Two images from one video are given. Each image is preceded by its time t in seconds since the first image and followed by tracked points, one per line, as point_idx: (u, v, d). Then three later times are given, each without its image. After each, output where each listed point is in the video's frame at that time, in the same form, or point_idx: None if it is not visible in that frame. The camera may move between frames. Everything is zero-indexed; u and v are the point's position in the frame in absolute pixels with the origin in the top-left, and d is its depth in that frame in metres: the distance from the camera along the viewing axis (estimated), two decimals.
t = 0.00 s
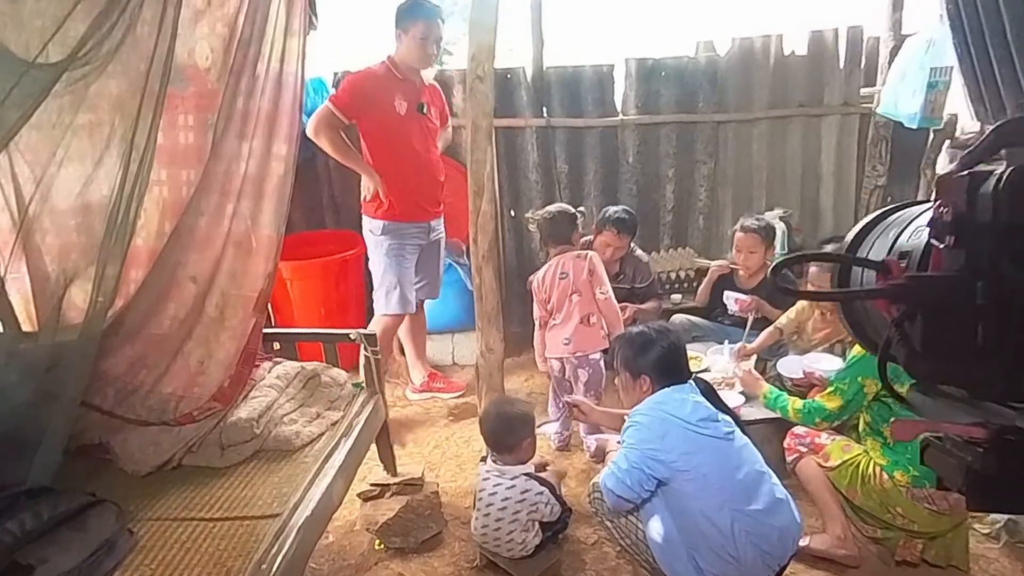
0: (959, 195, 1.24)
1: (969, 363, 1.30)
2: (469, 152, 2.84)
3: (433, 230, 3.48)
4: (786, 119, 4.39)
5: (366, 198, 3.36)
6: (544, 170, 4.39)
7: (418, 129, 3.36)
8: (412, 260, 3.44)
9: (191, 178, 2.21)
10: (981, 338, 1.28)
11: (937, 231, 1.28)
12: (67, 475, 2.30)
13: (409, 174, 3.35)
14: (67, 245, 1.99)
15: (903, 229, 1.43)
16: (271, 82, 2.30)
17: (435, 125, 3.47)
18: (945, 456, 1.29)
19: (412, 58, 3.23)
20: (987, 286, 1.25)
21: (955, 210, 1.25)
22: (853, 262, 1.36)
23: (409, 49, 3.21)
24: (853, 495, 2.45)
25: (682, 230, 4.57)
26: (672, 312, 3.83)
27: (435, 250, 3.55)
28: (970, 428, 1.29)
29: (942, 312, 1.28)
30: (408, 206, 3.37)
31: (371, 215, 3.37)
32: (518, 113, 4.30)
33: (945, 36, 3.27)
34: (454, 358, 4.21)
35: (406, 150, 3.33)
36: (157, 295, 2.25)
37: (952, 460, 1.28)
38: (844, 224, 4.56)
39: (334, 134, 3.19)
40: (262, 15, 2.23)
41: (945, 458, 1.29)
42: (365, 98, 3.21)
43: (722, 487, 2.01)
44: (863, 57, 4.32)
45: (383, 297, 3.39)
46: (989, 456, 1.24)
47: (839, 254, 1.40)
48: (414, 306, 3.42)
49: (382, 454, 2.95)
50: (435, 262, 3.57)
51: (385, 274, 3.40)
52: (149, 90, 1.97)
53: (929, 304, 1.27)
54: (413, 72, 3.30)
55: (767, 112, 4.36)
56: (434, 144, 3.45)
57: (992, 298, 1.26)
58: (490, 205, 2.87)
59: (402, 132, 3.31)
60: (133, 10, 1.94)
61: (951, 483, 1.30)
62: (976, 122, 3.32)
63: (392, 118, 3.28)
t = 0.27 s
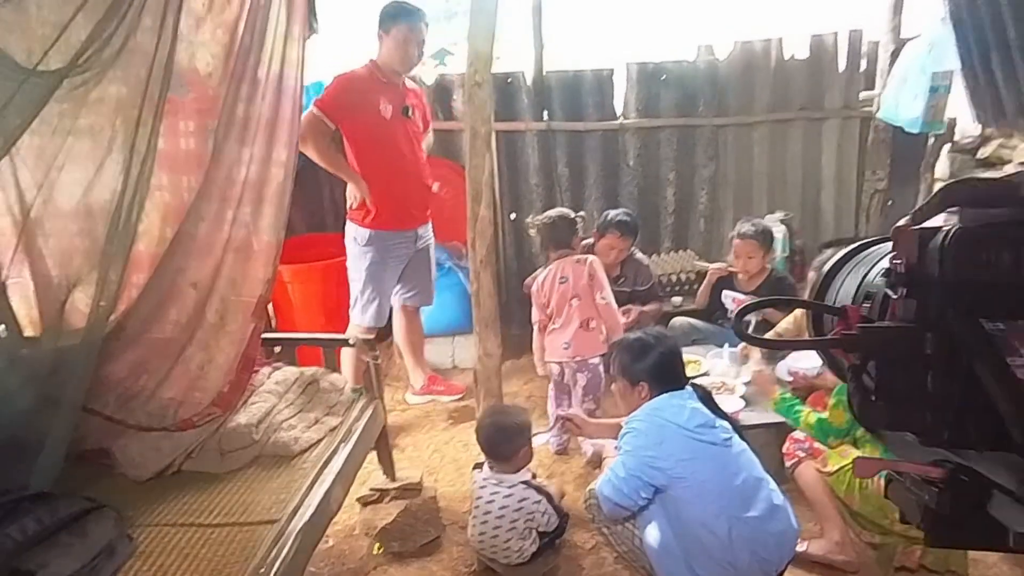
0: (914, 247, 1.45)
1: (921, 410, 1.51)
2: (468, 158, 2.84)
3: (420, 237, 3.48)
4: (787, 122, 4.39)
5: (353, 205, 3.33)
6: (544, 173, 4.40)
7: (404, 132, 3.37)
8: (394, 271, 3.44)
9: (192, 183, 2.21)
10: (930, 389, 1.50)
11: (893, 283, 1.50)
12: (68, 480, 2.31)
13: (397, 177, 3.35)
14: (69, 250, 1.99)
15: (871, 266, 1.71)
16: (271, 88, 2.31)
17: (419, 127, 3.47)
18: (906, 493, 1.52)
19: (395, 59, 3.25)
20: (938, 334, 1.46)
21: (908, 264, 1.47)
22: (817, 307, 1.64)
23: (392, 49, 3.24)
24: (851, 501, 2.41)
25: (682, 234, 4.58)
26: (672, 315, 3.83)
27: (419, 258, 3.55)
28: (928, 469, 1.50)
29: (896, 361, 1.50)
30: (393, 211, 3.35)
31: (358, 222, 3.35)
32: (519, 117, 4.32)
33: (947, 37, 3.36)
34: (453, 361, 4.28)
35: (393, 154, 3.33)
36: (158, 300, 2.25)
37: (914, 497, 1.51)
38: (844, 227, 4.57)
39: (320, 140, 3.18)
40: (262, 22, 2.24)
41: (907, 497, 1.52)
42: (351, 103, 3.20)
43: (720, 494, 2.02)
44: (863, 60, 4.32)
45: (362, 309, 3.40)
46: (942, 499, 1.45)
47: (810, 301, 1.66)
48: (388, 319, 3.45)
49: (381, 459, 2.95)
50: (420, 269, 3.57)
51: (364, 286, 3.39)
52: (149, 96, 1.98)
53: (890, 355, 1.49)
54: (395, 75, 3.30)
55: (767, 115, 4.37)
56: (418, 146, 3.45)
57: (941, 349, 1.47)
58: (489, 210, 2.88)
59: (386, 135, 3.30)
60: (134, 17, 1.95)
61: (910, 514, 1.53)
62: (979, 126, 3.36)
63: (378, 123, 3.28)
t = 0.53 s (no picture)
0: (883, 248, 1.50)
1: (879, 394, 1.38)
2: (469, 158, 2.83)
3: (409, 238, 3.46)
4: (790, 122, 4.38)
5: (341, 208, 3.31)
6: (547, 173, 4.39)
7: (386, 132, 3.34)
8: (383, 273, 3.44)
9: (193, 182, 2.21)
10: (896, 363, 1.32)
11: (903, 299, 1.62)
12: (68, 481, 2.31)
13: (383, 178, 3.33)
14: (70, 248, 1.99)
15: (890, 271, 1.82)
16: (272, 88, 2.30)
17: (402, 125, 3.44)
18: (912, 503, 1.14)
19: (374, 59, 3.18)
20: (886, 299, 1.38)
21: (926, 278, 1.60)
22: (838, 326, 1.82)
23: (371, 50, 3.18)
24: (856, 502, 2.41)
25: (685, 234, 4.57)
26: (674, 315, 3.83)
27: (411, 260, 3.50)
28: (934, 475, 1.12)
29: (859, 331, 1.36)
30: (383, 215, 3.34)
31: (346, 225, 3.33)
32: (521, 116, 4.30)
33: (953, 35, 3.32)
34: (456, 361, 4.28)
35: (378, 155, 3.31)
36: (159, 299, 2.24)
37: (919, 507, 1.14)
38: (848, 228, 4.55)
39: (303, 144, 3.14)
40: (262, 21, 2.23)
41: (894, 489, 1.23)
42: (330, 106, 3.16)
43: (721, 497, 2.00)
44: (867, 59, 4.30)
45: (353, 312, 3.42)
46: (947, 506, 1.08)
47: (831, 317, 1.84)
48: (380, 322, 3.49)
49: (382, 461, 2.94)
50: (414, 271, 3.52)
51: (355, 289, 3.41)
52: (150, 95, 1.97)
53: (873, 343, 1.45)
54: (373, 73, 3.24)
55: (771, 115, 4.35)
56: (401, 146, 3.43)
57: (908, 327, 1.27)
58: (490, 210, 2.87)
59: (368, 139, 3.28)
60: (135, 16, 1.94)
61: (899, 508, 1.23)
62: (982, 126, 3.36)
63: (359, 124, 3.24)
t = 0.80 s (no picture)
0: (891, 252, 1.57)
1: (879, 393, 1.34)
2: (471, 159, 2.82)
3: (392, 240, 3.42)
4: (793, 123, 4.36)
5: (325, 212, 3.26)
6: (549, 173, 4.40)
7: (373, 140, 3.31)
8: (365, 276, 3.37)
9: (195, 183, 2.20)
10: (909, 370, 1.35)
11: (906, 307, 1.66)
12: (70, 482, 2.33)
13: (372, 187, 3.29)
14: (73, 249, 1.99)
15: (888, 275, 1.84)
16: (274, 89, 2.30)
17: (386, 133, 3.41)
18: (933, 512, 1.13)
19: (363, 64, 3.16)
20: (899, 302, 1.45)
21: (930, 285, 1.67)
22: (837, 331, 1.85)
23: (360, 56, 3.14)
24: (860, 505, 2.40)
25: (688, 234, 4.56)
26: (676, 316, 3.82)
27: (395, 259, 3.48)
28: (958, 485, 1.11)
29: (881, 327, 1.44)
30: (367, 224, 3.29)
31: (327, 229, 3.27)
32: (523, 117, 4.30)
33: (956, 35, 3.33)
34: (458, 361, 4.27)
35: (367, 164, 3.27)
36: (161, 300, 2.24)
37: (941, 516, 1.12)
38: (852, 229, 4.54)
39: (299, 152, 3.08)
40: (264, 21, 2.22)
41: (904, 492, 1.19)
42: (319, 114, 3.12)
43: (724, 500, 2.00)
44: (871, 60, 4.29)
45: (337, 317, 3.35)
46: (972, 519, 1.07)
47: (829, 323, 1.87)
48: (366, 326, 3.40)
49: (384, 463, 2.94)
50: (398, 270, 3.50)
51: (337, 293, 3.34)
52: (152, 96, 1.97)
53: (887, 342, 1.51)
54: (361, 81, 3.20)
55: (774, 116, 4.34)
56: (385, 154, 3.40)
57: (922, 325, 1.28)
58: (492, 211, 2.87)
59: (358, 147, 3.23)
60: (137, 17, 1.93)
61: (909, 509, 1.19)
62: (987, 126, 3.29)
63: (348, 132, 3.19)
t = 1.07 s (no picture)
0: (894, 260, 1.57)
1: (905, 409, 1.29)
2: (473, 160, 2.81)
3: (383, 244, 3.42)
4: (796, 123, 4.35)
5: (319, 214, 3.25)
6: (552, 173, 4.38)
7: (365, 140, 3.30)
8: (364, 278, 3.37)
9: (196, 183, 2.20)
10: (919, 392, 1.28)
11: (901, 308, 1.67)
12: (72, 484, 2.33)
13: (365, 187, 3.28)
14: (75, 250, 1.98)
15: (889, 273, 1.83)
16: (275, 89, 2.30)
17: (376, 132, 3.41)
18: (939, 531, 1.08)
19: (355, 64, 3.14)
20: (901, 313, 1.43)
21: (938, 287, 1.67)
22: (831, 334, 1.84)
23: (352, 56, 3.12)
24: (864, 507, 2.43)
25: (691, 235, 4.55)
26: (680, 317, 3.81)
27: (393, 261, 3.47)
28: (966, 504, 1.05)
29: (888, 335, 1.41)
30: (365, 223, 3.30)
31: (325, 233, 3.27)
32: (526, 118, 4.29)
33: (959, 33, 3.33)
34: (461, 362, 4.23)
35: (360, 164, 3.26)
36: (162, 301, 2.23)
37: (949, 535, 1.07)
38: (856, 229, 4.52)
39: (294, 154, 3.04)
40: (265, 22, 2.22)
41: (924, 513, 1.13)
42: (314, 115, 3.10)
43: (727, 502, 1.99)
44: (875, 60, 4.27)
45: (336, 320, 3.35)
46: (979, 537, 1.01)
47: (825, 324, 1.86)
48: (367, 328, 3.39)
49: (386, 464, 2.93)
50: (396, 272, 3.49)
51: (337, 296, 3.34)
52: (153, 95, 1.96)
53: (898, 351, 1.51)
54: (354, 81, 3.19)
55: (778, 116, 4.32)
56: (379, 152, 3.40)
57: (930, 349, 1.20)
58: (494, 212, 2.86)
59: (354, 147, 3.22)
60: (139, 17, 1.93)
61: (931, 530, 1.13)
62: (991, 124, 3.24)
63: (342, 132, 3.18)
